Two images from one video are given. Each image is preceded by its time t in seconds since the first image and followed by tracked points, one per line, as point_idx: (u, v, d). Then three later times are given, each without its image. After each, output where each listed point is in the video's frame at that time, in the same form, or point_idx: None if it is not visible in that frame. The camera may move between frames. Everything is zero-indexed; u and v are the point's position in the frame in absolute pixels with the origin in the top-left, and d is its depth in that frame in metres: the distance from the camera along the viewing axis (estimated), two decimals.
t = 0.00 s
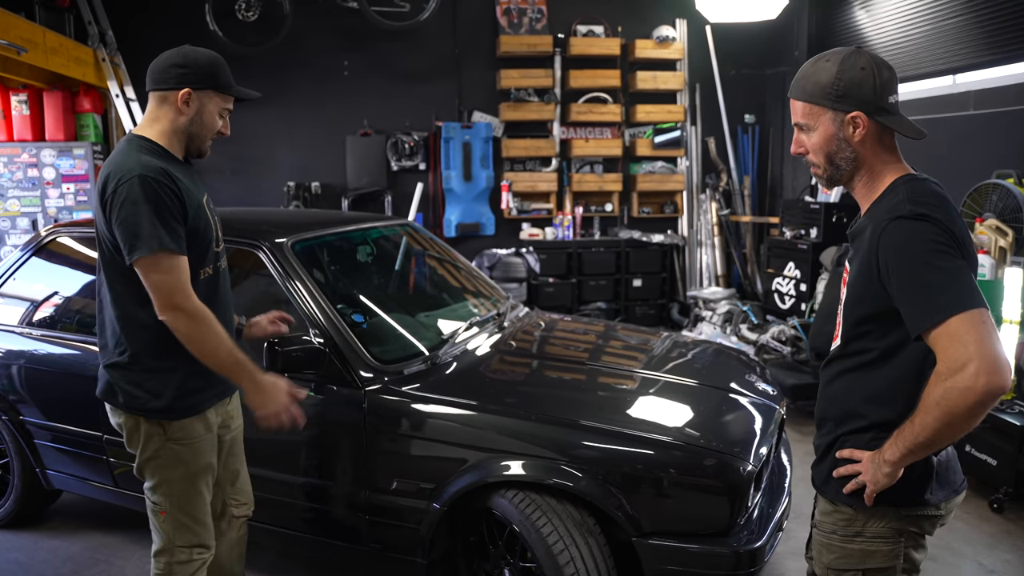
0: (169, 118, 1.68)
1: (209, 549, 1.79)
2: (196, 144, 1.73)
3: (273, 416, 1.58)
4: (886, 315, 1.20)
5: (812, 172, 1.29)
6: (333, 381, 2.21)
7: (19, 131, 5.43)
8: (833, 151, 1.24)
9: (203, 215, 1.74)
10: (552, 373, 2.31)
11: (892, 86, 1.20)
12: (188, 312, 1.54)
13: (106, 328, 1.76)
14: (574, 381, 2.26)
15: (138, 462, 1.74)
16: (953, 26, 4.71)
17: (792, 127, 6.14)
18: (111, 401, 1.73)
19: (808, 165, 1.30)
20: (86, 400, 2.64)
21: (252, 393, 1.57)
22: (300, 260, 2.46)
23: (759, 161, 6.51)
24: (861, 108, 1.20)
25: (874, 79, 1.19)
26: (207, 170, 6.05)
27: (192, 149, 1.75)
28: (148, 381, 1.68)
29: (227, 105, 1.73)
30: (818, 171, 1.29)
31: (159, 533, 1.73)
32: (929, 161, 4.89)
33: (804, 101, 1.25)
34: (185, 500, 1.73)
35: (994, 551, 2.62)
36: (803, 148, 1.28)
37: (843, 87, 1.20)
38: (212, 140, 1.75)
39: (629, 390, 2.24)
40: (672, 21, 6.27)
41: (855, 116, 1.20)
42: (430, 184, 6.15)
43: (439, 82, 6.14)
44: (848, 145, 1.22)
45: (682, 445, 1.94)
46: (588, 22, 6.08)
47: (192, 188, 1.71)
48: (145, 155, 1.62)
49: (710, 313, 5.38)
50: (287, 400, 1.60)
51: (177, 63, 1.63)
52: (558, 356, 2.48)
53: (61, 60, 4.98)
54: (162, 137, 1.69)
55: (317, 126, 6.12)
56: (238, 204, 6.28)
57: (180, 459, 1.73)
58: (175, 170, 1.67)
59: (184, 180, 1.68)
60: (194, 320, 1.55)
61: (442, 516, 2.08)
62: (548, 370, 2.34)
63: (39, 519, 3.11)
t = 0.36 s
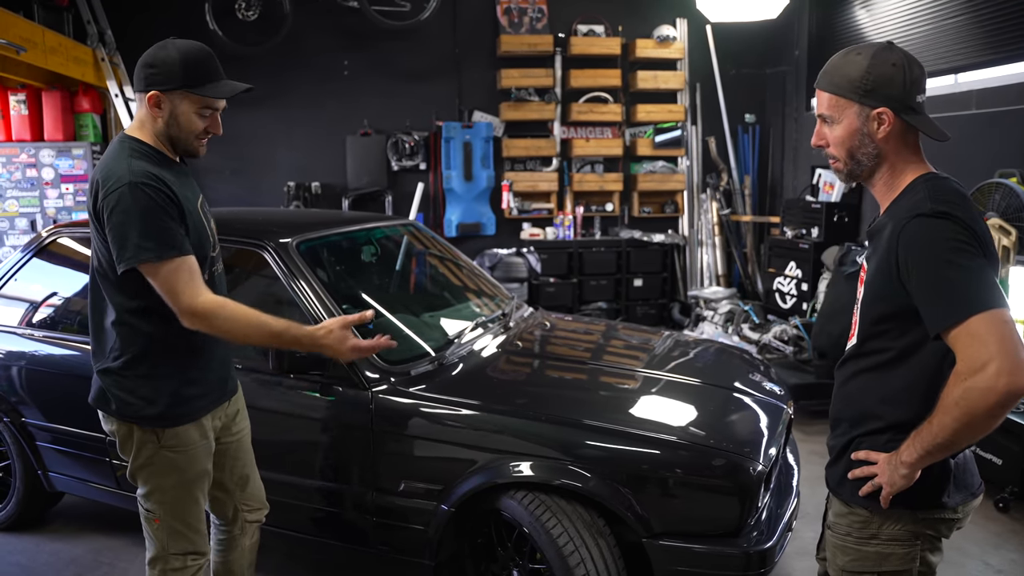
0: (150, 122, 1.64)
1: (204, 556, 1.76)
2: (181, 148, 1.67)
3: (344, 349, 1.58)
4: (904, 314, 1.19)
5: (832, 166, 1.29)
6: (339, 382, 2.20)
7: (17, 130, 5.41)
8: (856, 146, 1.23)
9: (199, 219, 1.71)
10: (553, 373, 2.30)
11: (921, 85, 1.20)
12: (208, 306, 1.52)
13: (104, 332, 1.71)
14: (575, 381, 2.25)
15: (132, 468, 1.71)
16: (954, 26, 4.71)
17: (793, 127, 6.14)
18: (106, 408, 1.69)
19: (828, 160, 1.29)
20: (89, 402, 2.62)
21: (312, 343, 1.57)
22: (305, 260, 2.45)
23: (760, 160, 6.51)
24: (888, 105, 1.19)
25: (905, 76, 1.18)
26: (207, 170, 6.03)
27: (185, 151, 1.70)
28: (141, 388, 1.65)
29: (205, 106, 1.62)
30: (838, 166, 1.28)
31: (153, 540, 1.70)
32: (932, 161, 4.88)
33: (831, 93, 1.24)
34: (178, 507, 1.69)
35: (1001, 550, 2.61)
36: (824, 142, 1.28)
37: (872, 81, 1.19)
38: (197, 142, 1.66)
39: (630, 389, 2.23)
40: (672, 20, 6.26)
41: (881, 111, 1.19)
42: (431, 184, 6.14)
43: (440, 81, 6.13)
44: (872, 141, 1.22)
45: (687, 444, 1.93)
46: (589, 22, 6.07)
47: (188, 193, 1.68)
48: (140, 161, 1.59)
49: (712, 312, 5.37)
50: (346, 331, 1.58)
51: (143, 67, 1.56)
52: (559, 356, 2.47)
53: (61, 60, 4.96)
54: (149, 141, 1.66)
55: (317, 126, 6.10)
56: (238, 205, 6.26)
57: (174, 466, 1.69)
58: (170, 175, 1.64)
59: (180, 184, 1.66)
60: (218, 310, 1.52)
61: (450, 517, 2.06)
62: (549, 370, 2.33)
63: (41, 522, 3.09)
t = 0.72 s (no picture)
0: (160, 118, 1.59)
1: (208, 561, 1.73)
2: (192, 143, 1.64)
3: (201, 472, 1.55)
4: (922, 315, 1.20)
5: (850, 162, 1.32)
6: (344, 382, 2.19)
7: (15, 130, 5.39)
8: (878, 144, 1.26)
9: (198, 223, 1.66)
10: (554, 372, 2.30)
11: (946, 86, 1.23)
12: (150, 337, 1.48)
13: (107, 334, 1.68)
14: (575, 380, 2.24)
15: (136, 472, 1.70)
16: (955, 26, 4.72)
17: (793, 127, 6.15)
18: (110, 411, 1.68)
19: (846, 155, 1.33)
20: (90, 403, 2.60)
21: (190, 445, 1.54)
22: (309, 260, 2.44)
23: (759, 160, 6.53)
24: (913, 103, 1.22)
25: (931, 74, 1.21)
26: (205, 170, 6.01)
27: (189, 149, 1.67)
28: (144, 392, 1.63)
29: (218, 99, 1.63)
30: (855, 162, 1.31)
31: (157, 543, 1.68)
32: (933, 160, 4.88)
33: (855, 88, 1.27)
34: (182, 511, 1.67)
35: (1006, 549, 2.62)
36: (843, 138, 1.31)
37: (900, 79, 1.23)
38: (209, 136, 1.66)
39: (632, 388, 2.22)
40: (672, 20, 6.27)
41: (906, 109, 1.23)
42: (430, 183, 6.14)
43: (439, 81, 6.12)
44: (894, 139, 1.25)
45: (691, 444, 1.93)
46: (589, 21, 6.07)
47: (187, 197, 1.63)
48: (138, 161, 1.54)
49: (712, 312, 5.38)
50: (221, 463, 1.58)
51: (160, 61, 1.54)
52: (561, 355, 2.47)
53: (59, 59, 4.94)
54: (152, 140, 1.61)
55: (316, 126, 6.08)
56: (237, 205, 6.24)
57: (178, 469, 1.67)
58: (170, 177, 1.59)
59: (179, 188, 1.60)
60: (152, 347, 1.48)
61: (457, 518, 2.05)
62: (550, 370, 2.32)
63: (42, 523, 3.07)
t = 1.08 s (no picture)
0: (169, 114, 1.58)
1: (220, 563, 1.72)
2: (196, 140, 1.64)
3: (231, 471, 1.55)
4: (938, 312, 1.21)
5: (864, 158, 1.33)
6: (350, 382, 2.19)
7: (13, 130, 5.37)
8: (892, 139, 1.27)
9: (198, 221, 1.63)
10: (555, 371, 2.29)
11: (964, 82, 1.23)
12: (156, 338, 1.47)
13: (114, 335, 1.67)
14: (576, 379, 2.24)
15: (147, 474, 1.69)
16: (955, 25, 4.73)
17: (792, 126, 6.16)
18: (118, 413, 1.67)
19: (861, 150, 1.34)
20: (93, 403, 2.59)
21: (214, 444, 1.54)
22: (314, 259, 2.43)
23: (758, 159, 6.53)
24: (928, 99, 1.23)
25: (948, 70, 1.22)
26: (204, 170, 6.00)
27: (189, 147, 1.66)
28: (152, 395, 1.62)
29: (224, 95, 1.65)
30: (870, 158, 1.32)
31: (170, 545, 1.68)
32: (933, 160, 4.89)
33: (873, 84, 1.28)
34: (194, 512, 1.67)
35: (1010, 547, 2.62)
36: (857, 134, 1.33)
37: (915, 75, 1.23)
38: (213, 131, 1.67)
39: (633, 387, 2.22)
40: (671, 19, 6.27)
41: (920, 105, 1.24)
42: (430, 183, 6.13)
43: (438, 80, 6.11)
44: (908, 134, 1.26)
45: (695, 442, 1.93)
46: (589, 20, 6.06)
47: (186, 197, 1.60)
48: (135, 161, 1.52)
49: (712, 312, 5.38)
50: (248, 459, 1.58)
51: (172, 56, 1.54)
52: (563, 354, 2.46)
53: (58, 58, 4.93)
54: (155, 137, 1.58)
55: (316, 126, 6.07)
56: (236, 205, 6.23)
57: (190, 471, 1.66)
58: (168, 176, 1.56)
59: (177, 188, 1.58)
60: (159, 348, 1.48)
61: (464, 518, 2.05)
62: (551, 368, 2.32)
63: (44, 525, 3.06)
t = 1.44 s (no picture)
0: (176, 110, 1.57)
1: (228, 564, 1.71)
2: (203, 135, 1.63)
3: (257, 457, 1.62)
4: (949, 311, 1.20)
5: (873, 155, 1.33)
6: (355, 383, 2.18)
7: (12, 129, 5.36)
8: (900, 136, 1.27)
9: (208, 218, 1.62)
10: (556, 370, 2.29)
11: (973, 80, 1.23)
12: (177, 336, 1.48)
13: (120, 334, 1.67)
14: (577, 378, 2.23)
15: (156, 474, 1.68)
16: (954, 25, 4.74)
17: (792, 126, 6.16)
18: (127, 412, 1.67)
19: (869, 148, 1.34)
20: (94, 403, 2.58)
21: (239, 434, 1.58)
22: (317, 258, 2.43)
23: (758, 159, 6.54)
24: (935, 96, 1.23)
25: (957, 68, 1.21)
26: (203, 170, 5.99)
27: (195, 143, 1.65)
28: (167, 394, 1.61)
29: (228, 88, 1.65)
30: (879, 155, 1.32)
31: (177, 546, 1.67)
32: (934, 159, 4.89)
33: (881, 81, 1.28)
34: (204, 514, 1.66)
35: (1013, 547, 2.62)
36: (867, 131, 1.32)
37: (922, 72, 1.23)
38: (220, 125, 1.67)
39: (634, 386, 2.21)
40: (671, 19, 6.27)
41: (927, 102, 1.24)
42: (430, 182, 6.13)
43: (438, 80, 6.10)
44: (916, 131, 1.26)
45: (698, 441, 1.92)
46: (588, 19, 6.05)
47: (196, 194, 1.59)
48: (144, 160, 1.51)
49: (712, 312, 5.38)
50: (268, 446, 1.64)
51: (177, 50, 1.53)
52: (565, 353, 2.46)
53: (57, 57, 4.92)
54: (162, 134, 1.57)
55: (315, 125, 6.05)
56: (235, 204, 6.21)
57: (200, 472, 1.66)
58: (178, 175, 1.55)
59: (187, 186, 1.57)
60: (180, 346, 1.48)
61: (469, 518, 2.04)
62: (551, 367, 2.31)
63: (44, 526, 3.05)
